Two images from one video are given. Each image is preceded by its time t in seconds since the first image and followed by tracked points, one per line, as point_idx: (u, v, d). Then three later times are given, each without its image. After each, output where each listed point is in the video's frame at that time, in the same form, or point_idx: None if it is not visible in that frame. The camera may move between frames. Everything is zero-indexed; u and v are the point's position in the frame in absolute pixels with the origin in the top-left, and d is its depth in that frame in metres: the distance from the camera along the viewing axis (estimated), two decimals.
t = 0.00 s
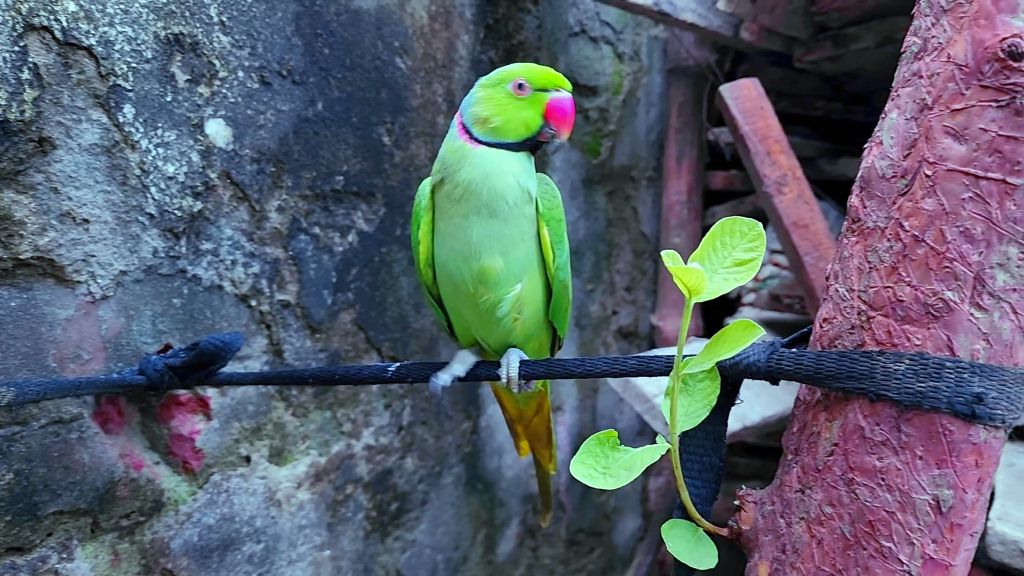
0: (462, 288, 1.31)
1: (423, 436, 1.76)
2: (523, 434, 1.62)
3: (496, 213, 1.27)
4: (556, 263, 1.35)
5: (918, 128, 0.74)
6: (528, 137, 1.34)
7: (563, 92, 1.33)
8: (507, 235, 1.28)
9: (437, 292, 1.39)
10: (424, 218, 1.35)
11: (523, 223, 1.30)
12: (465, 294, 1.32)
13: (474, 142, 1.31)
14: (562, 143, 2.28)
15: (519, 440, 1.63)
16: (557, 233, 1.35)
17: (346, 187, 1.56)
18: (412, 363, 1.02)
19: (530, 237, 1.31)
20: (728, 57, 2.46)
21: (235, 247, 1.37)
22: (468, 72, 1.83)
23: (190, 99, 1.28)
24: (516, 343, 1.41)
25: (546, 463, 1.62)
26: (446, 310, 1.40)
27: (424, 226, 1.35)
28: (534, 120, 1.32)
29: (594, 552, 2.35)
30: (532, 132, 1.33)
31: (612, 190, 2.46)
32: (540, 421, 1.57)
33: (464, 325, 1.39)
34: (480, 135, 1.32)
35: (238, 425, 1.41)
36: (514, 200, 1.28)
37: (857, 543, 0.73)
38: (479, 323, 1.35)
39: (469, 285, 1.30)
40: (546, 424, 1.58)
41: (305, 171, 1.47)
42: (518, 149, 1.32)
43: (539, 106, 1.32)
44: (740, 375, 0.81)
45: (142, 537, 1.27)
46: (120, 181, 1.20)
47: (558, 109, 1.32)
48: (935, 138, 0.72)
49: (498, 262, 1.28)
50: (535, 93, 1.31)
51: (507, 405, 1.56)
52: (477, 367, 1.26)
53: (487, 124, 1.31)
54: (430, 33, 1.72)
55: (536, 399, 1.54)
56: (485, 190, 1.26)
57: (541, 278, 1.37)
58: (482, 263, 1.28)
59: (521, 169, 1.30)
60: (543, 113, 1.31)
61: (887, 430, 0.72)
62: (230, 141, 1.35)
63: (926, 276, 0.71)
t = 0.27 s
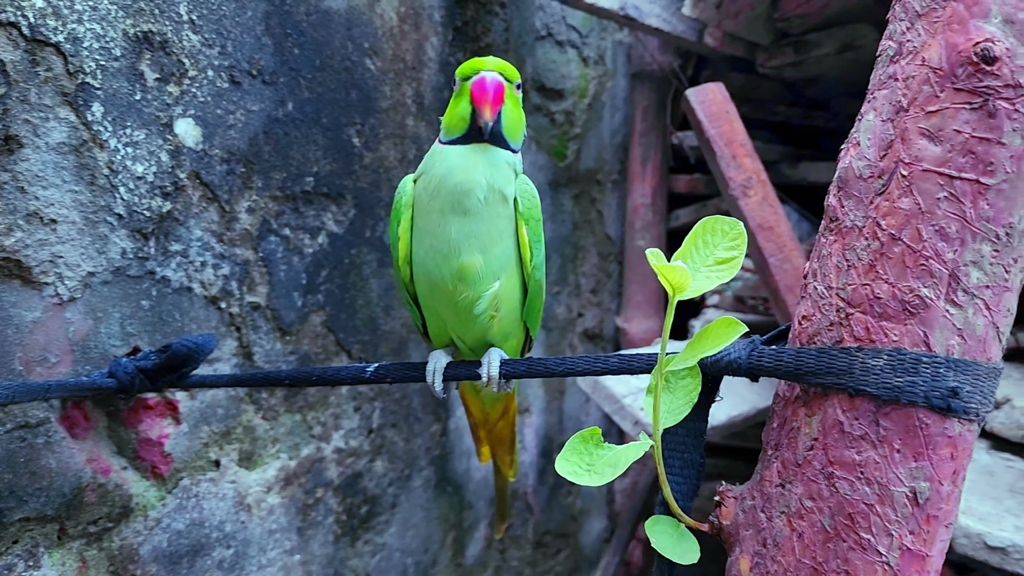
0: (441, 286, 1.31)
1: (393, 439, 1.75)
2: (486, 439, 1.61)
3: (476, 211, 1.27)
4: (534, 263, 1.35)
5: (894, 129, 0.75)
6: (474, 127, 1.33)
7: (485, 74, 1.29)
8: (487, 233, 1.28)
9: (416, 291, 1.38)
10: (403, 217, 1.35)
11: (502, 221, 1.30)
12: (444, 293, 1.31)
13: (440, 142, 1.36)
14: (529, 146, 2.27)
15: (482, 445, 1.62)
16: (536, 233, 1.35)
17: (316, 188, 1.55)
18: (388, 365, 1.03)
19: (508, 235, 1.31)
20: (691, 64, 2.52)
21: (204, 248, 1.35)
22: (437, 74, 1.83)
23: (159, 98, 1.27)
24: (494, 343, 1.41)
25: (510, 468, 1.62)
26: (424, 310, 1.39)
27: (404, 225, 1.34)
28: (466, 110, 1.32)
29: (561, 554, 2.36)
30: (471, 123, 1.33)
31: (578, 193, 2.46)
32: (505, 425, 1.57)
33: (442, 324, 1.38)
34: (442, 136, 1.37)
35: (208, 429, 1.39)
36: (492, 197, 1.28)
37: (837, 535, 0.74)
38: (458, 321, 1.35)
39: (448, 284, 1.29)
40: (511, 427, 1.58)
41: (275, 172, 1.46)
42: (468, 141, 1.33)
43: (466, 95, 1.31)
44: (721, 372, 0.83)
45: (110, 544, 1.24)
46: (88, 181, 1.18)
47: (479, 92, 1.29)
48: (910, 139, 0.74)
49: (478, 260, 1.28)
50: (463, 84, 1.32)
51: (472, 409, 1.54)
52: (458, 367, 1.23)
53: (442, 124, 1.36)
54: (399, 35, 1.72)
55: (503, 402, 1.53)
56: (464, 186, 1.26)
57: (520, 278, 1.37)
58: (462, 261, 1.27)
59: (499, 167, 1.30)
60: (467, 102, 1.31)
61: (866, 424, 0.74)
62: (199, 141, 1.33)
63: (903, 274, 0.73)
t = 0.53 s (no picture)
0: (432, 294, 1.31)
1: (370, 446, 1.74)
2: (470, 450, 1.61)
3: (469, 219, 1.28)
4: (525, 273, 1.36)
5: (881, 140, 0.77)
6: (461, 134, 1.34)
7: (469, 80, 1.30)
8: (480, 241, 1.28)
9: (405, 299, 1.37)
10: (395, 224, 1.35)
11: (495, 230, 1.31)
12: (434, 300, 1.30)
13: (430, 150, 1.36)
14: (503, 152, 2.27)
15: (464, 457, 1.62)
16: (528, 243, 1.36)
17: (294, 194, 1.53)
18: (376, 372, 1.03)
19: (501, 244, 1.32)
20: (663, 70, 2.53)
21: (182, 255, 1.34)
22: (414, 80, 1.83)
23: (137, 103, 1.25)
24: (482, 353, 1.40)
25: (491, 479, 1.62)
26: (413, 318, 1.38)
27: (395, 232, 1.34)
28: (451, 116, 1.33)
29: (536, 560, 2.36)
30: (456, 129, 1.33)
31: (552, 199, 2.47)
32: (489, 435, 1.58)
33: (430, 332, 1.38)
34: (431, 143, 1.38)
35: (185, 438, 1.37)
36: (486, 206, 1.29)
37: (828, 539, 0.75)
38: (447, 330, 1.34)
39: (440, 291, 1.29)
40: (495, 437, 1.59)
41: (252, 177, 1.45)
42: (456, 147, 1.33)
43: (451, 102, 1.32)
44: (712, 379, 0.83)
45: (87, 556, 1.22)
46: (65, 187, 1.16)
47: (462, 98, 1.30)
48: (898, 149, 0.75)
49: (470, 268, 1.28)
50: (449, 91, 1.33)
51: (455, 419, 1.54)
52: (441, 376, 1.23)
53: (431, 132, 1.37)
54: (377, 41, 1.72)
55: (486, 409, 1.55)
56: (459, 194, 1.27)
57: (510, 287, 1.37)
58: (454, 269, 1.27)
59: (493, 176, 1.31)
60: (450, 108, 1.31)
61: (856, 429, 0.75)
62: (177, 146, 1.31)
63: (891, 282, 0.74)
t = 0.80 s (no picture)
0: (428, 297, 1.31)
1: (355, 450, 1.73)
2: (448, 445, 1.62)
3: (468, 223, 1.28)
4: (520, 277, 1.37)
5: (882, 144, 0.77)
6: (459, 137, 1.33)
7: (468, 83, 1.31)
8: (478, 246, 1.29)
9: (397, 301, 1.37)
10: (391, 226, 1.35)
11: (493, 234, 1.31)
12: (431, 304, 1.31)
13: (428, 153, 1.36)
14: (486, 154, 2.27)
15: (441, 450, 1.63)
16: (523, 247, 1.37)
17: (280, 197, 1.52)
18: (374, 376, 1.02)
19: (498, 248, 1.33)
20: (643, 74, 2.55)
21: (169, 257, 1.32)
22: (398, 82, 1.83)
23: (124, 104, 1.24)
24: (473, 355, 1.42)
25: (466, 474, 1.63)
26: (405, 319, 1.39)
27: (391, 234, 1.34)
28: (449, 119, 1.33)
29: (518, 562, 2.36)
30: (454, 132, 1.33)
31: (533, 202, 2.48)
32: (468, 433, 1.59)
33: (423, 334, 1.38)
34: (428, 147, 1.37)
35: (171, 443, 1.35)
36: (485, 211, 1.30)
37: (831, 539, 0.76)
38: (441, 333, 1.35)
39: (437, 295, 1.30)
40: (474, 435, 1.60)
41: (239, 179, 1.44)
42: (455, 149, 1.33)
43: (449, 105, 1.32)
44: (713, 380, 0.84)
45: (72, 563, 1.20)
46: (51, 189, 1.14)
47: (461, 101, 1.30)
48: (898, 154, 0.76)
49: (469, 272, 1.29)
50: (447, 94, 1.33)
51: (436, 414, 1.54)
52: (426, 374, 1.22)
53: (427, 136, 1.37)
54: (362, 43, 1.71)
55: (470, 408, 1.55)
56: (460, 198, 1.27)
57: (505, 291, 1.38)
58: (453, 272, 1.28)
59: (492, 181, 1.32)
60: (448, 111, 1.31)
61: (858, 430, 0.76)
62: (164, 148, 1.30)
63: (892, 285, 0.75)
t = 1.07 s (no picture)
0: (418, 305, 1.30)
1: (342, 457, 1.72)
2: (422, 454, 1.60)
3: (455, 228, 1.28)
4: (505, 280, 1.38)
5: (883, 152, 0.78)
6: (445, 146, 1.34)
7: (451, 92, 1.30)
8: (466, 250, 1.29)
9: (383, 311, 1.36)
10: (375, 237, 1.34)
11: (479, 239, 1.32)
12: (421, 312, 1.30)
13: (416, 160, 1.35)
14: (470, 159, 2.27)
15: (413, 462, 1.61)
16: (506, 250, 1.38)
17: (267, 202, 1.51)
18: (372, 385, 0.99)
19: (484, 253, 1.33)
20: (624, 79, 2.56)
21: (157, 263, 1.31)
22: (384, 86, 1.82)
23: (111, 108, 1.22)
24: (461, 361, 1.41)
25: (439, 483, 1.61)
26: (391, 329, 1.37)
27: (376, 245, 1.33)
28: (434, 128, 1.33)
29: (502, 568, 2.36)
30: (439, 141, 1.33)
31: (516, 206, 2.48)
32: (444, 438, 1.59)
33: (412, 344, 1.37)
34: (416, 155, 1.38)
35: (159, 452, 1.34)
36: (472, 216, 1.30)
37: (835, 545, 0.77)
38: (430, 341, 1.34)
39: (428, 302, 1.29)
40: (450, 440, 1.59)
41: (227, 185, 1.42)
42: (440, 158, 1.33)
43: (433, 114, 1.32)
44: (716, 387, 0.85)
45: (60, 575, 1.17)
46: (39, 195, 1.13)
47: (445, 111, 1.30)
48: (900, 162, 0.77)
49: (458, 277, 1.29)
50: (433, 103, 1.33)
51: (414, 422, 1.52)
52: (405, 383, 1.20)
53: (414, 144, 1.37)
54: (348, 47, 1.70)
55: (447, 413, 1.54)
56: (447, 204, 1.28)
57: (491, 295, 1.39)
58: (443, 278, 1.28)
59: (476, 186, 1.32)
60: (433, 120, 1.31)
61: (862, 436, 0.76)
62: (152, 152, 1.28)
63: (895, 291, 0.76)
